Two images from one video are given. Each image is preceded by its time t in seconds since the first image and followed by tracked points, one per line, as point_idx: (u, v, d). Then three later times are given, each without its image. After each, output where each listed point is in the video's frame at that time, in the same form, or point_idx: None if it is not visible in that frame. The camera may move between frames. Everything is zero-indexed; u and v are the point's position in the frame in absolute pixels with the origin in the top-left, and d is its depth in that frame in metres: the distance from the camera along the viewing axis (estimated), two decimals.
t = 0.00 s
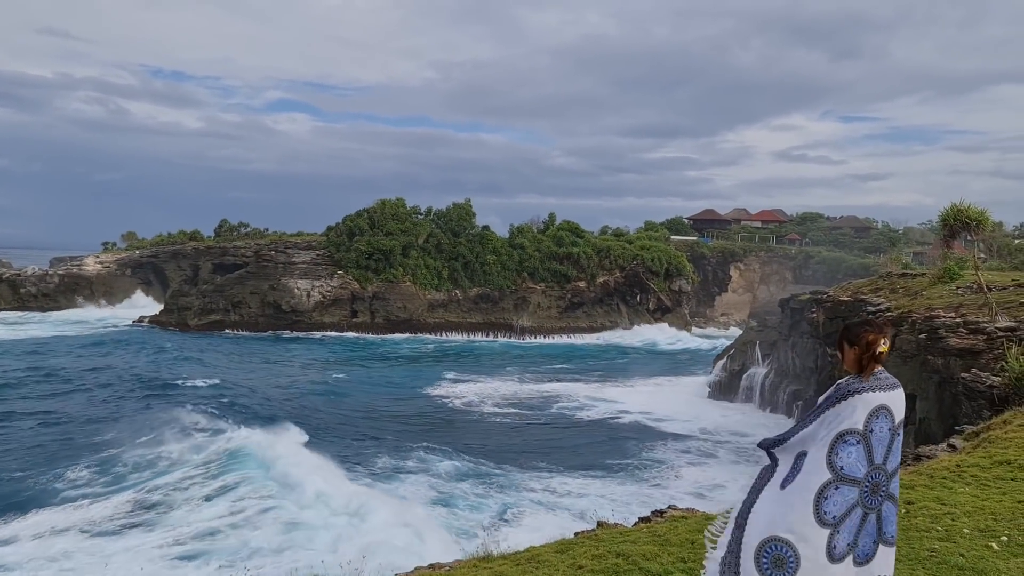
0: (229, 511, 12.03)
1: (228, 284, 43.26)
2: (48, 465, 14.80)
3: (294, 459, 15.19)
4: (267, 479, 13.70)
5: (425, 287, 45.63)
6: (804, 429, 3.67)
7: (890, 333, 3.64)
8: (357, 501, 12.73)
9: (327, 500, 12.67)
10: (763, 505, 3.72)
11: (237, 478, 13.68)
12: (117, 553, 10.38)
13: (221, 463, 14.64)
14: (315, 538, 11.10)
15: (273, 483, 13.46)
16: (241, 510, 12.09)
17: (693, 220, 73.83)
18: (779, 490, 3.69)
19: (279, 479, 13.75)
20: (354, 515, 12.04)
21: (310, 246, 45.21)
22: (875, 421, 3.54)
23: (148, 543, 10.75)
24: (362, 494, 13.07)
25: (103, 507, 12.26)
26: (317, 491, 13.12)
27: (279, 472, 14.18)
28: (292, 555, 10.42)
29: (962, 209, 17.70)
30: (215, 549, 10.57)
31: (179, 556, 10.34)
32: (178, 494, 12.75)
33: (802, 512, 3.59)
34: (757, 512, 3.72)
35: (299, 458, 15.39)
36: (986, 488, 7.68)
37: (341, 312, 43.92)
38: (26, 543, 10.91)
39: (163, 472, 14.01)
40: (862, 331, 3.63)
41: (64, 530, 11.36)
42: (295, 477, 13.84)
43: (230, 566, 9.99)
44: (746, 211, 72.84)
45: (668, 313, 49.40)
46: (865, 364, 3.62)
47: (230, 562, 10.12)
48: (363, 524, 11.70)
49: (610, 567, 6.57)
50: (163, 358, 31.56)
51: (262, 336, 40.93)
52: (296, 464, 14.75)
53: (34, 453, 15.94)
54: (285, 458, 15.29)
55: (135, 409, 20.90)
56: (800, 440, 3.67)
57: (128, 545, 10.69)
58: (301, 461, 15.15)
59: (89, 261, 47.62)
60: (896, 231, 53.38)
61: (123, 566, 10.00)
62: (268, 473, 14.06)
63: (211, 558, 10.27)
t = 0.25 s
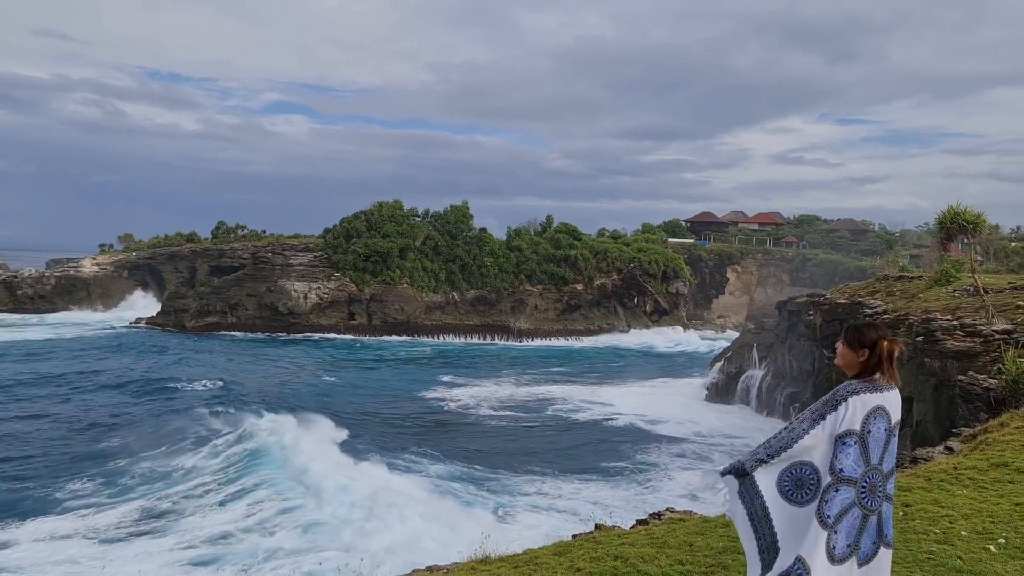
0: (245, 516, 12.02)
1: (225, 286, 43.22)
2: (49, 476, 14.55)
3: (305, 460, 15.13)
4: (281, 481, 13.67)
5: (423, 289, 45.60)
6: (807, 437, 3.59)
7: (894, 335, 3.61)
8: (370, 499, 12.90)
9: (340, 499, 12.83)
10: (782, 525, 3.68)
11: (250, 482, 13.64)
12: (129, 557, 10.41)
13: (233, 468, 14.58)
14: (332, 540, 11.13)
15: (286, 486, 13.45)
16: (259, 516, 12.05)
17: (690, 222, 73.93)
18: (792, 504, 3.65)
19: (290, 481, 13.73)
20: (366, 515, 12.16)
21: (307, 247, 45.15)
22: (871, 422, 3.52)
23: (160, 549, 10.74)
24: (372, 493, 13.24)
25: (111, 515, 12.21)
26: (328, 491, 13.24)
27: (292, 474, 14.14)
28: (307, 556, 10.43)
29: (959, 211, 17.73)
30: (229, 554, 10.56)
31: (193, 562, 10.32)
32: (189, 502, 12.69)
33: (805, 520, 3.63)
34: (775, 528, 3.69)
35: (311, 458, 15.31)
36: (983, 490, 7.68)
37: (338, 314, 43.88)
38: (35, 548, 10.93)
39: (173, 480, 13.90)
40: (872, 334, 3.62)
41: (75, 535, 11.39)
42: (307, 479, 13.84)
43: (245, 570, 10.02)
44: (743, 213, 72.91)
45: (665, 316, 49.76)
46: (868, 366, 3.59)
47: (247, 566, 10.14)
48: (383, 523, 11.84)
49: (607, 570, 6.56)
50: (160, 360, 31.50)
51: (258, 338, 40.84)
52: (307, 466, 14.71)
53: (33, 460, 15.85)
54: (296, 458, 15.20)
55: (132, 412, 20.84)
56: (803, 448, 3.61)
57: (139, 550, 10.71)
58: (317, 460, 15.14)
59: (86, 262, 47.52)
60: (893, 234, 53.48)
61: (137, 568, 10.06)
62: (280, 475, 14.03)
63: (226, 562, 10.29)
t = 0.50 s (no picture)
0: (252, 520, 11.98)
1: (215, 286, 43.06)
2: (44, 486, 14.25)
3: (314, 460, 15.07)
4: (289, 483, 13.63)
5: (413, 290, 45.53)
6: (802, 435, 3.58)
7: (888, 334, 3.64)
8: (383, 500, 12.94)
9: (352, 499, 12.87)
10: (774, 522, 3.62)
11: (257, 485, 13.60)
12: (131, 561, 10.40)
13: (239, 472, 14.47)
14: (345, 539, 11.16)
15: (294, 487, 13.42)
16: (267, 519, 12.00)
17: (681, 222, 74.16)
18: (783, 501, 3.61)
19: (297, 483, 13.68)
20: (378, 515, 12.20)
21: (298, 248, 45.00)
22: (863, 420, 3.57)
23: (162, 553, 10.73)
24: (383, 493, 13.28)
25: (108, 521, 12.13)
26: (338, 490, 13.27)
27: (299, 476, 14.09)
28: (318, 556, 10.44)
29: (947, 211, 17.87)
30: (233, 557, 10.52)
31: (197, 565, 10.31)
32: (191, 508, 12.61)
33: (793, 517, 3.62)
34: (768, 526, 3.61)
35: (319, 458, 15.23)
36: (971, 489, 7.74)
37: (329, 315, 43.74)
38: (33, 553, 10.90)
39: (176, 487, 13.74)
40: (861, 331, 3.65)
41: (77, 539, 11.39)
42: (316, 480, 13.81)
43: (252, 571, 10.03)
44: (733, 214, 73.25)
45: (655, 316, 49.83)
46: (862, 366, 3.63)
47: (256, 568, 10.13)
48: (397, 524, 11.87)
49: (599, 569, 6.57)
50: (150, 362, 31.33)
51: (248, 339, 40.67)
52: (316, 466, 14.66)
53: (22, 466, 15.69)
54: (303, 458, 15.11)
55: (121, 415, 20.72)
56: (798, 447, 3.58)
57: (140, 554, 10.70)
58: (328, 460, 15.11)
59: (74, 263, 47.18)
60: (882, 234, 53.82)
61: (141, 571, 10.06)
62: (288, 477, 13.98)
63: (231, 564, 10.28)
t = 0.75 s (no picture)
0: (261, 522, 11.94)
1: (207, 287, 42.95)
2: (41, 495, 14.05)
3: (321, 460, 15.03)
4: (297, 484, 13.61)
5: (407, 290, 45.48)
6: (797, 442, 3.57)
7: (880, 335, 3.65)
8: (393, 498, 12.97)
9: (362, 498, 12.88)
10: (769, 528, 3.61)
11: (264, 488, 13.59)
12: (135, 563, 10.41)
13: (245, 476, 14.42)
14: (357, 539, 11.19)
15: (301, 488, 13.40)
16: (275, 521, 11.96)
17: (674, 223, 74.30)
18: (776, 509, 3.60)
19: (304, 483, 13.66)
20: (389, 514, 12.23)
21: (290, 248, 44.87)
22: (863, 425, 3.53)
23: (166, 555, 10.76)
24: (392, 491, 13.32)
25: (108, 526, 12.11)
26: (347, 490, 13.28)
27: (305, 476, 14.06)
28: (329, 559, 10.41)
29: (939, 212, 17.96)
30: (239, 558, 10.53)
31: (202, 565, 10.32)
32: (193, 513, 12.58)
33: (786, 523, 3.60)
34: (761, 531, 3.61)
35: (325, 458, 15.17)
36: (963, 488, 7.78)
37: (321, 315, 43.61)
38: (31, 555, 10.91)
39: (178, 493, 13.69)
40: (856, 331, 3.70)
41: (78, 543, 11.41)
42: (324, 480, 13.79)
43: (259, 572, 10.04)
44: (725, 214, 73.44)
45: (649, 316, 49.95)
46: (860, 370, 3.63)
47: (264, 568, 10.14)
48: (408, 523, 11.90)
49: (592, 569, 6.58)
50: (142, 363, 31.21)
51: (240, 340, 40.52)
52: (323, 466, 14.63)
53: (14, 471, 15.61)
54: (308, 459, 15.06)
55: (112, 420, 20.62)
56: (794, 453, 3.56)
57: (141, 557, 10.71)
58: (337, 459, 15.09)
59: (65, 264, 46.94)
60: (874, 234, 54.04)
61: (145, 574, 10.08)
62: (294, 478, 13.94)
63: (236, 564, 10.29)
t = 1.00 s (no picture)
0: (266, 523, 11.91)
1: (200, 287, 42.85)
2: (34, 500, 13.99)
3: (327, 460, 14.93)
4: (302, 485, 13.58)
5: (400, 290, 45.40)
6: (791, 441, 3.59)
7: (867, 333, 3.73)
8: (400, 496, 12.91)
9: (369, 496, 12.81)
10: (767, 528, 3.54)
11: (268, 490, 13.56)
12: (137, 564, 10.41)
13: (248, 479, 14.38)
14: (366, 539, 11.14)
15: (307, 489, 13.33)
16: (279, 522, 11.93)
17: (667, 222, 74.44)
18: (772, 507, 3.54)
19: (309, 484, 13.59)
20: (398, 513, 12.16)
21: (283, 248, 44.73)
22: (856, 424, 3.55)
23: (170, 555, 10.76)
24: (399, 488, 13.25)
25: (107, 530, 12.10)
26: (354, 489, 13.22)
27: (311, 476, 13.98)
28: (335, 560, 10.37)
29: (930, 211, 18.06)
30: (243, 558, 10.53)
31: (206, 565, 10.31)
32: (194, 516, 12.55)
33: (785, 523, 3.51)
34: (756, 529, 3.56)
35: (330, 458, 15.06)
36: (953, 486, 7.81)
37: (314, 315, 43.52)
38: (30, 558, 10.89)
39: (178, 497, 13.65)
40: (843, 330, 3.80)
41: (76, 546, 11.39)
42: (330, 479, 13.72)
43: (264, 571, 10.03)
44: (718, 213, 73.61)
45: (642, 315, 50.05)
46: (849, 369, 3.69)
47: (268, 569, 10.12)
48: (416, 522, 11.84)
49: (586, 568, 6.58)
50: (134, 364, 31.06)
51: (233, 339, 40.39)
52: (329, 466, 14.54)
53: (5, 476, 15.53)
54: (312, 459, 14.96)
55: (104, 422, 20.53)
56: (788, 451, 3.57)
57: (142, 558, 10.70)
58: (344, 457, 15.07)
59: (56, 264, 46.66)
60: (866, 233, 54.29)
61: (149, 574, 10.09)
62: (299, 479, 13.87)
63: (240, 564, 10.29)
